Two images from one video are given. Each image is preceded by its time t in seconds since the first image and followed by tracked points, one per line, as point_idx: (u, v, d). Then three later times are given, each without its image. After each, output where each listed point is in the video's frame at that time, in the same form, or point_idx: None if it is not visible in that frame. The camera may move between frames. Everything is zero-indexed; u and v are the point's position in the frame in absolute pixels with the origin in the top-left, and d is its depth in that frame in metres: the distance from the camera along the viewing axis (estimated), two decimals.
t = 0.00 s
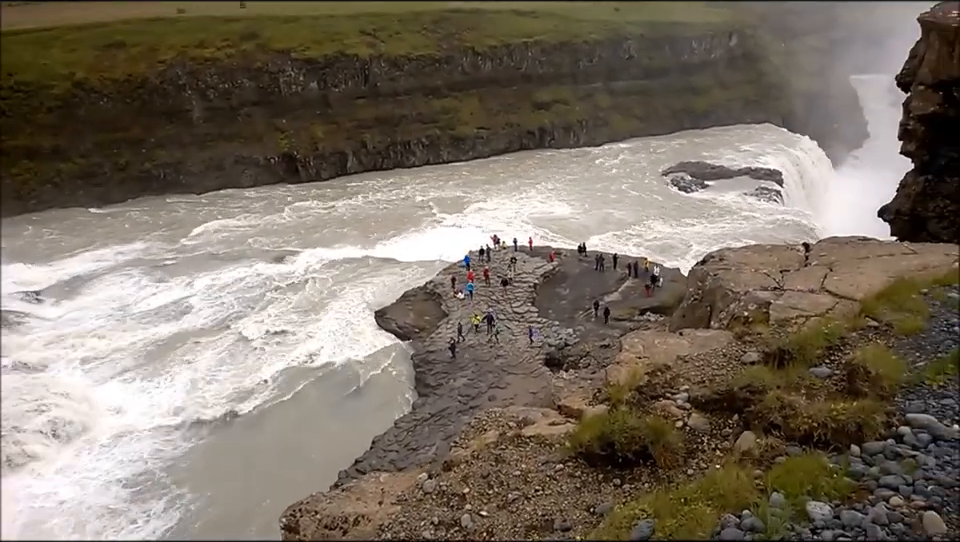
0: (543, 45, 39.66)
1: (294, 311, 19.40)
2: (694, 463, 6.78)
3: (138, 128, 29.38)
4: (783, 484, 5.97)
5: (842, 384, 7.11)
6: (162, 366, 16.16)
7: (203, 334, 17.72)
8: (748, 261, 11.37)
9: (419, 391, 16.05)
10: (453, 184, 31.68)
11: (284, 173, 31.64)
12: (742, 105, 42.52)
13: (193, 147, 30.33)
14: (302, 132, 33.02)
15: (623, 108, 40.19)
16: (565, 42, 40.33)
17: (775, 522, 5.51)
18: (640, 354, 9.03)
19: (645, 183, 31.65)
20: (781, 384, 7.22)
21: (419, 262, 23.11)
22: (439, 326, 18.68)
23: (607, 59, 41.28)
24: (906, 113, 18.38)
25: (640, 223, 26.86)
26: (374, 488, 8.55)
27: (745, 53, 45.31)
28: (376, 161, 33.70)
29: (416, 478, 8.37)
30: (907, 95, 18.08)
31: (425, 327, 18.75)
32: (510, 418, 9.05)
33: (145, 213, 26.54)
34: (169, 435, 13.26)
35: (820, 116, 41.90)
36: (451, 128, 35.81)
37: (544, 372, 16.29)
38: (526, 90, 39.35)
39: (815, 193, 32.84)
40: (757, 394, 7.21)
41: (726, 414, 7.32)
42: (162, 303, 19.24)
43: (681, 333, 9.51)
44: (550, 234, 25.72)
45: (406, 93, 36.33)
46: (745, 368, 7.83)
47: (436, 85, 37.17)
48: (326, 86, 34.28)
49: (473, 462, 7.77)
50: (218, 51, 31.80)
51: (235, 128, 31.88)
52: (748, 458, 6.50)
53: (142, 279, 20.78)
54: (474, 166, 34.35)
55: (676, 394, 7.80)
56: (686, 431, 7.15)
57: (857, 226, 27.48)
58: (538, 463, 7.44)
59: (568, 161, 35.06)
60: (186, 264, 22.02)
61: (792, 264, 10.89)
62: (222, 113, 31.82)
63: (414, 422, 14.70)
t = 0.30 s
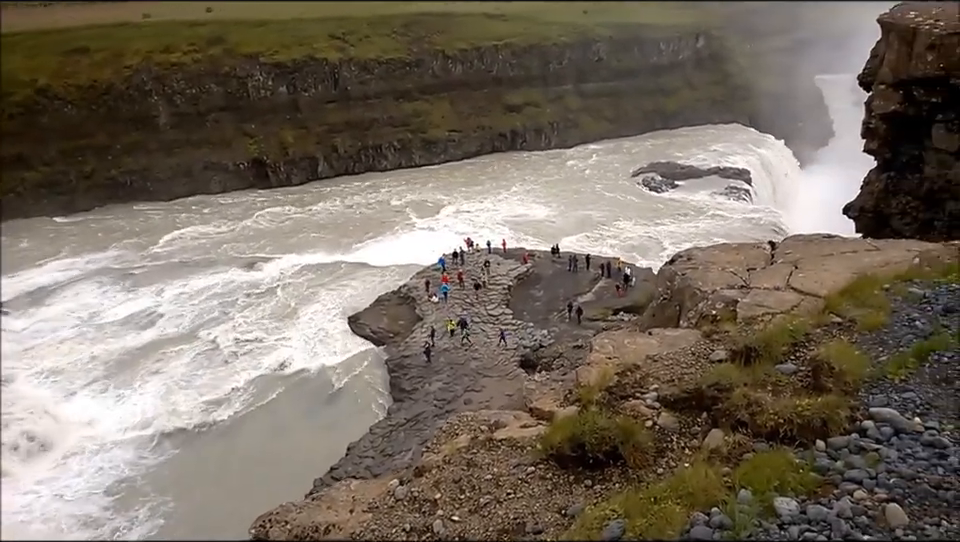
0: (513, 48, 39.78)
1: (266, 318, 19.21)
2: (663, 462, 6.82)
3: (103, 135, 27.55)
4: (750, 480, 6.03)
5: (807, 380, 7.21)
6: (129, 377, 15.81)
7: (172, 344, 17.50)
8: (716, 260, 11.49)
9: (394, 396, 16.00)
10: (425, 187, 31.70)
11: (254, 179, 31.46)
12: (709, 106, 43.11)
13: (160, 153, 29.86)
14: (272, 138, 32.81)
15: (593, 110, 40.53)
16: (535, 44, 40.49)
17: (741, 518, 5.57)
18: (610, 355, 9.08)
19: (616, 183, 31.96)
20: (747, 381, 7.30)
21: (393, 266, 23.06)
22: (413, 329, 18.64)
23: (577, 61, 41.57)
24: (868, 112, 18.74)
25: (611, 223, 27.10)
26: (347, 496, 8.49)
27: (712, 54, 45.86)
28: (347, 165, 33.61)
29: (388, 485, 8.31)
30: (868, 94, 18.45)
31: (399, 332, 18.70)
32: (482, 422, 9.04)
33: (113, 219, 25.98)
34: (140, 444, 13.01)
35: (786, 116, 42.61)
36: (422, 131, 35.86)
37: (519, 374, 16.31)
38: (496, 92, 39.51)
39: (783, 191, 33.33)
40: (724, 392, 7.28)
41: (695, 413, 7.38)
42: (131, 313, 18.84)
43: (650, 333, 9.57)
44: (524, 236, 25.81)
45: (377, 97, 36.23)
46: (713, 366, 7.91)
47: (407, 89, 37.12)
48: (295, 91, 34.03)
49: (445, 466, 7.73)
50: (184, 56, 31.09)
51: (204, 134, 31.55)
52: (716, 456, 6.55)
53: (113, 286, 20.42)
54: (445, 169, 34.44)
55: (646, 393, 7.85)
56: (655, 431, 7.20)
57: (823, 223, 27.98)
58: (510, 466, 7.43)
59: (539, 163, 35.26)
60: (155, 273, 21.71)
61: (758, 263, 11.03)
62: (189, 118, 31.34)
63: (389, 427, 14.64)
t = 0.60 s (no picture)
0: (486, 55, 39.87)
1: (242, 329, 19.02)
2: (637, 467, 6.80)
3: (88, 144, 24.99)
4: (723, 483, 6.03)
5: (777, 382, 7.27)
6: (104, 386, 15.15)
7: (146, 355, 17.06)
8: (687, 264, 11.57)
9: (373, 406, 15.89)
10: (402, 194, 31.78)
11: (228, 189, 31.28)
12: (681, 111, 43.62)
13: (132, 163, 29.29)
14: (245, 147, 32.57)
15: (566, 117, 40.86)
16: (508, 51, 40.63)
17: (714, 522, 5.57)
18: (583, 361, 9.06)
19: (591, 188, 32.19)
20: (719, 384, 7.34)
21: (369, 274, 22.97)
22: (391, 338, 18.55)
23: (550, 68, 41.85)
24: (836, 115, 19.03)
25: (587, 228, 27.24)
26: (320, 509, 8.32)
27: (682, 60, 46.39)
28: (322, 174, 33.71)
29: (362, 497, 8.17)
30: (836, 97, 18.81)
31: (377, 341, 18.60)
32: (457, 431, 8.95)
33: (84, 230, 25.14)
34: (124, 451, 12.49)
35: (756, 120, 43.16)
36: (397, 139, 35.96)
37: (498, 380, 16.28)
38: (470, 99, 39.69)
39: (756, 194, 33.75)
40: (696, 396, 7.30)
41: (668, 416, 7.38)
42: (109, 322, 17.76)
43: (623, 338, 9.59)
44: (500, 242, 25.82)
45: (350, 105, 36.16)
46: (686, 370, 7.94)
47: (381, 97, 37.08)
48: (268, 100, 33.79)
49: (419, 477, 7.62)
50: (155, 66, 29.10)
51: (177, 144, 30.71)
52: (689, 459, 6.55)
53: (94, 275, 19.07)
54: (420, 177, 34.59)
55: (619, 398, 7.85)
56: (629, 436, 7.19)
57: (794, 225, 28.33)
58: (484, 475, 7.33)
59: (515, 169, 35.46)
60: (128, 286, 20.65)
61: (729, 266, 11.13)
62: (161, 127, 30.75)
63: (368, 438, 14.52)
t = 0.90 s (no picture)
0: (461, 64, 40.00)
1: (220, 340, 18.91)
2: (613, 473, 6.79)
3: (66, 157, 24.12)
4: (696, 487, 6.05)
5: (750, 385, 7.33)
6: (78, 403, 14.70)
7: (120, 369, 16.69)
8: (661, 270, 11.64)
9: (352, 417, 15.81)
10: (379, 203, 31.86)
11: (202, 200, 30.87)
12: (656, 118, 44.21)
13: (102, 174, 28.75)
14: (220, 157, 32.33)
15: (542, 125, 41.21)
16: (484, 59, 40.80)
17: (688, 525, 5.58)
18: (558, 369, 9.05)
19: (568, 194, 32.42)
20: (692, 388, 7.37)
21: (346, 284, 22.88)
22: (370, 348, 18.48)
23: (526, 75, 42.18)
24: (807, 120, 19.29)
25: (565, 234, 27.39)
26: (294, 522, 8.16)
27: (656, 66, 46.92)
28: (298, 184, 33.79)
29: (336, 509, 8.03)
30: (807, 101, 19.01)
31: (355, 351, 18.51)
32: (433, 441, 8.87)
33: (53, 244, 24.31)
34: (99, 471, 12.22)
35: (730, 126, 43.66)
36: (373, 148, 36.12)
37: (478, 388, 16.23)
38: (446, 107, 39.91)
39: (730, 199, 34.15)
40: (670, 401, 7.33)
41: (642, 422, 7.41)
42: (78, 338, 17.17)
43: (599, 344, 9.62)
44: (479, 250, 25.84)
45: (326, 114, 36.11)
46: (660, 375, 7.98)
47: (356, 105, 37.07)
48: (242, 109, 33.54)
49: (394, 487, 7.51)
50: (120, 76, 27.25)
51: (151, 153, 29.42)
52: (663, 464, 6.57)
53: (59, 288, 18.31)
54: (397, 186, 34.76)
55: (594, 404, 7.87)
56: (604, 442, 7.20)
57: (768, 229, 28.64)
58: (460, 483, 7.25)
59: (492, 177, 35.66)
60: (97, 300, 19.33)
61: (703, 270, 11.22)
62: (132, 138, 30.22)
63: (348, 448, 14.42)
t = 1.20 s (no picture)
0: (440, 71, 40.14)
1: (199, 350, 18.83)
2: (590, 479, 6.80)
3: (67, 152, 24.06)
4: (672, 491, 6.07)
5: (724, 389, 7.40)
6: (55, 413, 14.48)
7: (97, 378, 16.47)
8: (637, 275, 11.73)
9: (332, 427, 15.75)
10: (359, 210, 31.82)
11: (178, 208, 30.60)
12: (636, 123, 45.03)
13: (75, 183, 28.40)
14: (196, 165, 32.11)
15: (521, 132, 41.46)
16: (462, 66, 41.00)
17: (664, 531, 5.60)
18: (536, 375, 9.03)
19: (548, 200, 32.58)
20: (668, 393, 7.42)
21: (327, 292, 22.81)
22: (350, 357, 18.43)
23: (504, 81, 42.53)
24: (781, 125, 19.57)
25: (545, 240, 27.51)
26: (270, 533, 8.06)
27: (634, 72, 47.70)
28: (277, 192, 33.64)
29: (312, 521, 7.95)
30: (781, 107, 19.29)
31: (335, 360, 18.46)
32: (410, 449, 8.82)
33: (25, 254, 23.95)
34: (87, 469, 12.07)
35: (706, 131, 44.14)
36: (352, 155, 36.13)
37: (459, 395, 16.21)
38: (426, 114, 40.04)
39: (709, 203, 34.44)
40: (646, 406, 7.36)
41: (619, 427, 7.43)
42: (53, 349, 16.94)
43: (576, 349, 9.65)
44: (459, 257, 25.87)
45: (304, 121, 36.02)
46: (636, 380, 8.03)
47: (335, 112, 37.01)
48: (219, 117, 33.45)
49: (372, 498, 7.46)
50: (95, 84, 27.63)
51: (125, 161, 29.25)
52: (640, 469, 6.57)
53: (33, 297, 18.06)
54: (377, 193, 34.78)
55: (571, 411, 7.89)
56: (581, 448, 7.21)
57: (746, 234, 28.97)
58: (438, 492, 7.20)
59: (473, 184, 35.74)
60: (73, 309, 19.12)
61: (679, 275, 11.31)
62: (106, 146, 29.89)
63: (328, 458, 14.32)
